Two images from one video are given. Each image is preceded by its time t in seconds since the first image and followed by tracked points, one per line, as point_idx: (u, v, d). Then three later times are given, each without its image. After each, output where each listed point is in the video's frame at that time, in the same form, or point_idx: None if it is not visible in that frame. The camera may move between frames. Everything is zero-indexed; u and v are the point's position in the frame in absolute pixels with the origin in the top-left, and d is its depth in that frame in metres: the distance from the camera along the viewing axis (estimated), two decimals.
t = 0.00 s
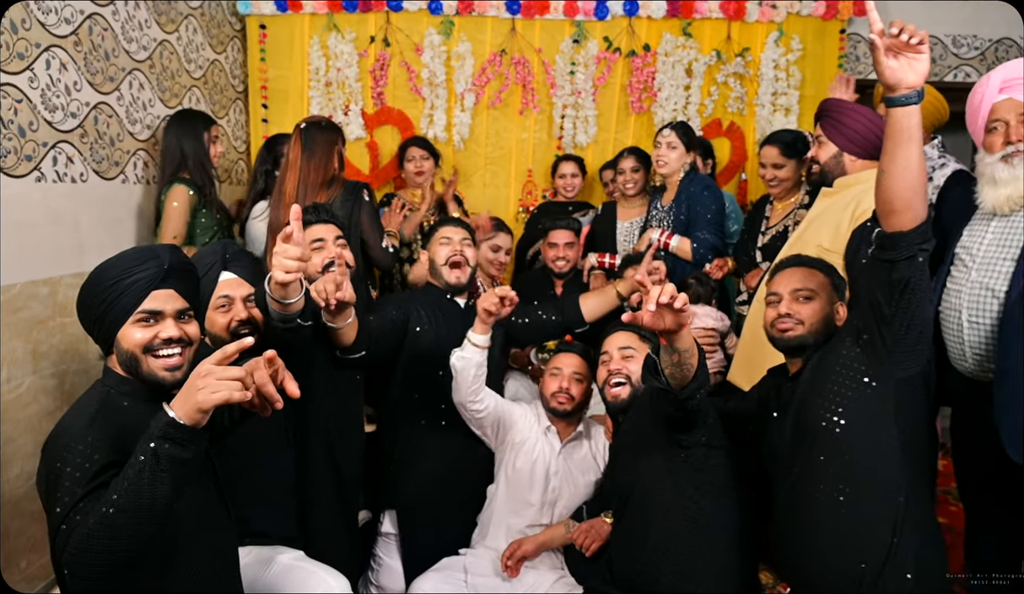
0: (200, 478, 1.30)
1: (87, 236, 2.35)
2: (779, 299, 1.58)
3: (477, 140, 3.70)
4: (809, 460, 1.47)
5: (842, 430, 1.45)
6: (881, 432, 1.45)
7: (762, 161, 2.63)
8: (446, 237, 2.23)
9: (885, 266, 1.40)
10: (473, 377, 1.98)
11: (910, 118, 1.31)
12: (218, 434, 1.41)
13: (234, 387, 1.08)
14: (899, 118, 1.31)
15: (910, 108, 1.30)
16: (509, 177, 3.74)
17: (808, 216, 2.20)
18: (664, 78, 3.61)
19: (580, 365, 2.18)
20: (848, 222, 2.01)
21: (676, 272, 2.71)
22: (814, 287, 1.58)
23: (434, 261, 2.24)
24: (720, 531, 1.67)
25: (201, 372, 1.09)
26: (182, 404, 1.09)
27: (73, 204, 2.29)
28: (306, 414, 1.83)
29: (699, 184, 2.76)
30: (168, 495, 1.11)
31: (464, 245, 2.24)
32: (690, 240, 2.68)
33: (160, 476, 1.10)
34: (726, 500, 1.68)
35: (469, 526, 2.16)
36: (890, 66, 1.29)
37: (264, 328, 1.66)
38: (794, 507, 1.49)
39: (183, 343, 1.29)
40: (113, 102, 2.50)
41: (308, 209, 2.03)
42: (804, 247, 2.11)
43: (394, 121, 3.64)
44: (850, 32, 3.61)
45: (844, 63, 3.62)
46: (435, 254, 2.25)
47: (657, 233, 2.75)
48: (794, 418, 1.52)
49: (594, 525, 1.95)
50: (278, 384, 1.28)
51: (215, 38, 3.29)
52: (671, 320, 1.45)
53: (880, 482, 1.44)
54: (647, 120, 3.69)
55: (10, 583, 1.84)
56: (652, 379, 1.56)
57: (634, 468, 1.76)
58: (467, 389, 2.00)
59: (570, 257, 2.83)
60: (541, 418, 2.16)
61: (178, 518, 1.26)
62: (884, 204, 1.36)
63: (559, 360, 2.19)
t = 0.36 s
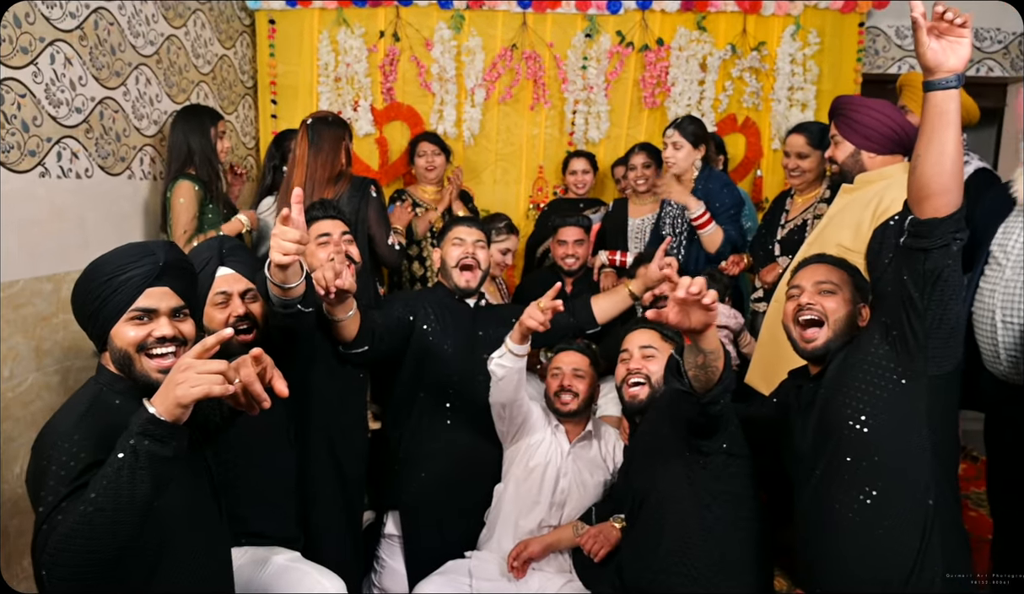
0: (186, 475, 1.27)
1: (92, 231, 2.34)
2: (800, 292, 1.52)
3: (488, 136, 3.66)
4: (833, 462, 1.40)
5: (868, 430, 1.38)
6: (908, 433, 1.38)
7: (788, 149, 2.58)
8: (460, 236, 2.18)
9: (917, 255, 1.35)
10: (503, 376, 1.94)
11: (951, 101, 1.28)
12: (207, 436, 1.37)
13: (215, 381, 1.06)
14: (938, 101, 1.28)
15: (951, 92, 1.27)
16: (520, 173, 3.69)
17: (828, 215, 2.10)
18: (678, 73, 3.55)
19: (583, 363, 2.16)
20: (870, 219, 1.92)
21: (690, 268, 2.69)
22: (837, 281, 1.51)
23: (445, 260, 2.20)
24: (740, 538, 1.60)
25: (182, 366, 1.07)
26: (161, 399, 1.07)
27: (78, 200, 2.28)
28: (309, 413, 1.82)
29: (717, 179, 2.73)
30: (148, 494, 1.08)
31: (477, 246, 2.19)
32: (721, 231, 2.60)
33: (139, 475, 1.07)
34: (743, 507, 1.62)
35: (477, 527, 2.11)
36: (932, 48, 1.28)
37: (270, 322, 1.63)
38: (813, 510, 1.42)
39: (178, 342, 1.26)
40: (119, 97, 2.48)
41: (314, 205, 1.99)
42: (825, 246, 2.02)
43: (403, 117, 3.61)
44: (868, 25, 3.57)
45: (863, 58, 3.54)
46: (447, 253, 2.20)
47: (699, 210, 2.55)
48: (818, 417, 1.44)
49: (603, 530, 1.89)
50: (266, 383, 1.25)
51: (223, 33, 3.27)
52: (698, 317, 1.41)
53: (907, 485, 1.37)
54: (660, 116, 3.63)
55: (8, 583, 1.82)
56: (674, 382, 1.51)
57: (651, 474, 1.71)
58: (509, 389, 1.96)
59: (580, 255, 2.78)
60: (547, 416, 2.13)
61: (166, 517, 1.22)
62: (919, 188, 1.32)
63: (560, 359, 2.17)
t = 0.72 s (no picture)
0: (150, 484, 1.21)
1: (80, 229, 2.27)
2: (810, 295, 1.42)
3: (491, 133, 3.59)
4: (844, 475, 1.32)
5: (881, 440, 1.31)
6: (921, 443, 1.30)
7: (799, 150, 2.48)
8: (458, 234, 2.10)
9: (935, 254, 1.28)
10: (490, 383, 1.86)
11: (970, 93, 1.20)
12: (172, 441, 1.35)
13: (169, 381, 1.03)
14: (958, 93, 1.21)
15: (970, 82, 1.20)
16: (523, 171, 3.62)
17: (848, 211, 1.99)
18: (684, 68, 3.46)
19: (582, 369, 2.07)
20: (890, 217, 1.79)
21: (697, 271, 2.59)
22: (849, 283, 1.41)
23: (444, 258, 2.13)
24: (749, 554, 1.49)
25: (134, 367, 1.03)
26: (112, 401, 1.03)
27: (67, 198, 2.22)
28: (292, 417, 1.77)
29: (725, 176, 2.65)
30: (96, 503, 1.04)
31: (477, 246, 2.11)
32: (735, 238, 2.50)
33: (86, 484, 1.02)
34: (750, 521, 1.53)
35: (473, 536, 2.04)
36: (949, 34, 1.20)
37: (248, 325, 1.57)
38: (821, 531, 1.34)
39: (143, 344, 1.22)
40: (109, 92, 2.42)
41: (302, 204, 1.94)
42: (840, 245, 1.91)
43: (404, 113, 3.55)
44: (880, 19, 3.47)
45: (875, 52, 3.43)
46: (445, 251, 2.13)
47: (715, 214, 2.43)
48: (828, 425, 1.36)
49: (603, 541, 1.83)
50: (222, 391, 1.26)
51: (221, 28, 3.21)
52: (733, 310, 1.31)
53: (920, 498, 1.29)
54: (666, 112, 3.55)
55: None
56: (694, 375, 1.43)
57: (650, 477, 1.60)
58: (491, 398, 1.89)
59: (581, 254, 2.71)
60: (544, 423, 2.05)
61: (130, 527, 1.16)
62: (936, 184, 1.25)
63: (557, 366, 2.08)
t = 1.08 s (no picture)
0: (112, 497, 1.15)
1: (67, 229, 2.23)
2: (812, 301, 1.38)
3: (492, 132, 3.54)
4: (847, 487, 1.26)
5: (887, 451, 1.24)
6: (929, 454, 1.23)
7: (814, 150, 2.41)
8: (460, 232, 2.09)
9: (943, 258, 1.20)
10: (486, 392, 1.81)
11: (981, 86, 1.13)
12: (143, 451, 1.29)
13: (106, 381, 0.97)
14: (967, 87, 1.13)
15: (980, 75, 1.13)
16: (524, 170, 3.57)
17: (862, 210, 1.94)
18: (688, 66, 3.40)
19: (586, 379, 1.98)
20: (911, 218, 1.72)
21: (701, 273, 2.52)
22: (852, 288, 1.37)
23: (440, 257, 2.09)
24: (752, 568, 1.41)
25: (81, 369, 1.00)
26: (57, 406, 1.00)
27: (56, 197, 2.18)
28: (274, 425, 1.71)
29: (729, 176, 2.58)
30: (43, 518, 1.01)
31: (477, 246, 2.09)
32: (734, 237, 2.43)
33: (32, 497, 1.00)
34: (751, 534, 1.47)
35: (467, 546, 1.98)
36: (958, 25, 1.13)
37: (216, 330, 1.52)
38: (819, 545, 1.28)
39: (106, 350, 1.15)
40: (100, 90, 2.38)
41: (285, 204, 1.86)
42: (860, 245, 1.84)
43: (403, 112, 3.50)
44: (889, 16, 3.38)
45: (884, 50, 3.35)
46: (443, 245, 2.09)
47: (713, 213, 2.37)
48: (831, 435, 1.31)
49: (602, 551, 1.76)
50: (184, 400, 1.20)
51: (217, 26, 3.17)
52: (726, 307, 1.26)
53: (928, 511, 1.22)
54: (670, 111, 3.49)
55: None
56: (689, 377, 1.33)
57: (645, 485, 1.56)
58: (497, 411, 1.83)
59: (582, 256, 2.65)
60: (545, 433, 1.98)
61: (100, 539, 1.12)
62: (944, 185, 1.18)
63: (562, 375, 1.99)
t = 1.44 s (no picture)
0: (113, 494, 1.16)
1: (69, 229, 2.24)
2: (808, 302, 1.39)
3: (494, 132, 3.54)
4: (845, 486, 1.26)
5: (883, 449, 1.25)
6: (924, 450, 1.24)
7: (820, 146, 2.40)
8: (433, 229, 2.15)
9: (936, 256, 1.21)
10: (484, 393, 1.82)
11: (969, 85, 1.14)
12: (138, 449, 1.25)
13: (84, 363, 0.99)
14: (955, 87, 1.15)
15: (969, 75, 1.15)
16: (526, 171, 3.57)
17: (871, 207, 1.95)
18: (690, 67, 3.41)
19: (586, 379, 1.98)
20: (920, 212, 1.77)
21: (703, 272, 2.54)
22: (847, 289, 1.38)
23: (426, 258, 2.14)
24: (750, 568, 1.41)
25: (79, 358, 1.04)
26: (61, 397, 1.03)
27: (60, 198, 2.20)
28: (265, 418, 1.75)
29: (729, 178, 2.58)
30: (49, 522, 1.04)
31: (452, 237, 2.14)
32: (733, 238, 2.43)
33: (36, 490, 1.03)
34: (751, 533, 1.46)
35: (465, 545, 1.99)
36: (946, 27, 1.15)
37: (203, 320, 1.57)
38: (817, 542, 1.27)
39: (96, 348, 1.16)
40: (104, 90, 2.39)
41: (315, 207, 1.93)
42: (877, 244, 1.83)
43: (406, 113, 3.51)
44: (891, 17, 3.38)
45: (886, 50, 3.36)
46: (422, 248, 2.15)
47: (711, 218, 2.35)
48: (828, 434, 1.30)
49: (602, 550, 1.76)
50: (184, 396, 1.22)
51: (221, 27, 3.18)
52: (717, 315, 1.27)
53: (924, 507, 1.23)
54: (672, 111, 3.49)
55: None
56: (681, 383, 1.35)
57: (642, 484, 1.56)
58: (496, 410, 1.84)
59: (584, 255, 2.66)
60: (544, 432, 1.98)
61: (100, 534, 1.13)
62: (936, 184, 1.19)
63: (561, 375, 1.99)
